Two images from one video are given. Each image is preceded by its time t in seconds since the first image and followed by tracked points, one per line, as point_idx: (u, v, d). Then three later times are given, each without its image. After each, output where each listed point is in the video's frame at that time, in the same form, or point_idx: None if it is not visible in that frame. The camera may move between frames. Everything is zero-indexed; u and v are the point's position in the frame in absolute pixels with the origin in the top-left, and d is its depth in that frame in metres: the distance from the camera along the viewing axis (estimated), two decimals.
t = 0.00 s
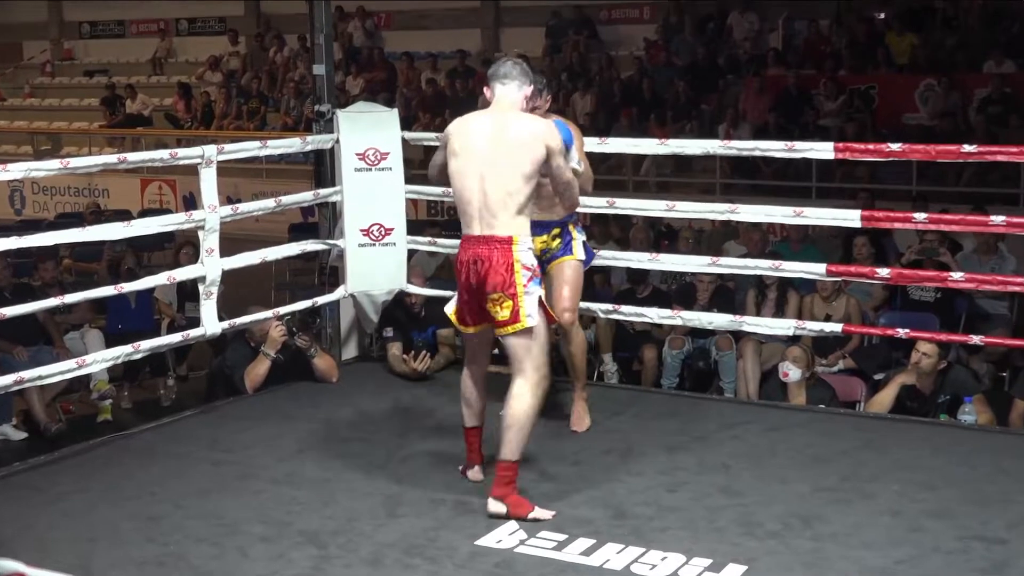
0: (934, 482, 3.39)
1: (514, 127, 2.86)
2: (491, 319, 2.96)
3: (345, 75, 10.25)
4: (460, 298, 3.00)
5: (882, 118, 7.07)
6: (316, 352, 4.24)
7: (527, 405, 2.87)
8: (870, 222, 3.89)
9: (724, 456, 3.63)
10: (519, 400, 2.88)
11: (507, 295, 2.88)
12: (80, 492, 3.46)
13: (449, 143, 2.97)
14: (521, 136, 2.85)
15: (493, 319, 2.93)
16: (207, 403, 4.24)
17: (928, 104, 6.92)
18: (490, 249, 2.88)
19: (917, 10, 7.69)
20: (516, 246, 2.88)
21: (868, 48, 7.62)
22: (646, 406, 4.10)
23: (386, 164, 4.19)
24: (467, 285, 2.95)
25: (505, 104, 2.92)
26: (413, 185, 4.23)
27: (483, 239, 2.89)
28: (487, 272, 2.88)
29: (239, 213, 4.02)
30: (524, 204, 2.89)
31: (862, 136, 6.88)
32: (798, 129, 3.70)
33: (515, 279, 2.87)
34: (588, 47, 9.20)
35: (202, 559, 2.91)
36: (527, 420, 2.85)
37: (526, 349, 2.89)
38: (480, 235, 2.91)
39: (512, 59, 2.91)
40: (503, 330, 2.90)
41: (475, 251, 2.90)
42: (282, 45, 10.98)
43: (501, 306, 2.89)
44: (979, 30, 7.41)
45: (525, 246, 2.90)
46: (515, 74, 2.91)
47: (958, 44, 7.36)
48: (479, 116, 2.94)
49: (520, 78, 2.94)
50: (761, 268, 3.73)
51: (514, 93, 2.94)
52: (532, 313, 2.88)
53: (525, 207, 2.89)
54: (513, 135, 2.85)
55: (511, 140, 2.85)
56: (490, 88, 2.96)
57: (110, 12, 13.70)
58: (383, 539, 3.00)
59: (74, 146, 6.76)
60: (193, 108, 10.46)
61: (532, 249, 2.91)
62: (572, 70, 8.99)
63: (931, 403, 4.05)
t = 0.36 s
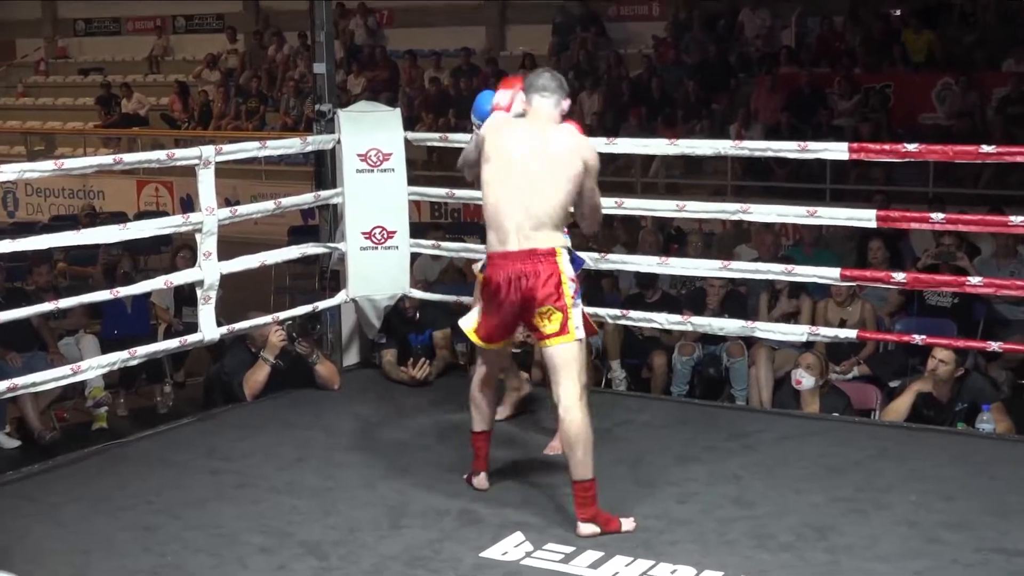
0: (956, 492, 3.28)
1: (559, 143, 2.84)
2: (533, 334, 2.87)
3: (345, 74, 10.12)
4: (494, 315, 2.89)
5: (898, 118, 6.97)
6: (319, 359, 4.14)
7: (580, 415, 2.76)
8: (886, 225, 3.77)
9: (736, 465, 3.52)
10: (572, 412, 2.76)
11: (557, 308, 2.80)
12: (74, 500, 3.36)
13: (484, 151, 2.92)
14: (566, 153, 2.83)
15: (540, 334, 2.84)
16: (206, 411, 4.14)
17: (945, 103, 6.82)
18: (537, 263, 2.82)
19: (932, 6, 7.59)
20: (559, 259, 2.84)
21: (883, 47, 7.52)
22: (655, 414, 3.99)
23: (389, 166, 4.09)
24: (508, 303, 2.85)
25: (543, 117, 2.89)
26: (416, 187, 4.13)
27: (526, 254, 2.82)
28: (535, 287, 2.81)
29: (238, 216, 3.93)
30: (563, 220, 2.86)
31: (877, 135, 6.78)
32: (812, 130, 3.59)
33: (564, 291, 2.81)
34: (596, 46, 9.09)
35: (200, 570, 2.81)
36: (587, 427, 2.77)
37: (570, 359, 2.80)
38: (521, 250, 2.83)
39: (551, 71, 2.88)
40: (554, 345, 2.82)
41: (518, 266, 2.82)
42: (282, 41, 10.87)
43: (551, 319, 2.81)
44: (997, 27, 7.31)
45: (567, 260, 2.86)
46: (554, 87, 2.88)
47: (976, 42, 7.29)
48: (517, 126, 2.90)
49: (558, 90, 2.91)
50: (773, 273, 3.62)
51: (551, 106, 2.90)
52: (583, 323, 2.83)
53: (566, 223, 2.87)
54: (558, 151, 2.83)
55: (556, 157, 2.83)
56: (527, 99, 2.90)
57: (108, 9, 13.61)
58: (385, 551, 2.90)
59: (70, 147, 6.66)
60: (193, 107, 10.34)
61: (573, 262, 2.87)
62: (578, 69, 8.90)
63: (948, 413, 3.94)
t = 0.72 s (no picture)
0: (967, 498, 3.27)
1: (537, 145, 2.90)
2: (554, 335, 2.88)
3: (356, 81, 10.14)
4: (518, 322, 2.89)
5: (909, 125, 6.96)
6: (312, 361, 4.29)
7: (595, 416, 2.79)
8: (897, 232, 3.77)
9: (747, 471, 3.52)
10: (586, 413, 2.80)
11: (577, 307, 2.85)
12: (85, 504, 3.37)
13: (466, 176, 2.90)
14: (549, 153, 2.90)
15: (563, 334, 2.86)
16: (216, 416, 4.16)
17: (956, 110, 6.82)
18: (557, 266, 2.85)
19: (943, 13, 7.59)
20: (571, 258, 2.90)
21: (894, 53, 7.53)
22: (665, 420, 3.99)
23: (399, 172, 4.10)
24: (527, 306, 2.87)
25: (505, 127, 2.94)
26: (426, 193, 4.13)
27: (545, 256, 2.85)
28: (556, 288, 2.84)
29: (249, 222, 3.94)
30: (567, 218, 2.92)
31: (887, 141, 6.78)
32: (824, 136, 3.59)
33: (582, 289, 2.87)
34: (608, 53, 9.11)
35: None
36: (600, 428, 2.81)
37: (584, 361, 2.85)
38: (539, 254, 2.85)
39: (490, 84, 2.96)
40: (571, 343, 2.85)
41: (538, 268, 2.85)
42: (293, 48, 10.91)
43: (575, 317, 2.85)
44: (1009, 33, 7.30)
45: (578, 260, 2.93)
46: (498, 99, 2.97)
47: (988, 49, 7.31)
48: (485, 148, 2.93)
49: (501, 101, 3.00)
50: (784, 279, 3.61)
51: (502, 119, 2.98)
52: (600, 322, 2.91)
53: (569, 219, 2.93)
54: (540, 153, 2.89)
55: (541, 158, 2.89)
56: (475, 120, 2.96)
57: (120, 15, 13.67)
58: (395, 557, 2.90)
59: (80, 153, 6.69)
60: (204, 113, 10.38)
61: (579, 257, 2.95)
62: (589, 75, 8.92)
63: (959, 419, 3.93)
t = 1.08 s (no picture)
0: (968, 499, 3.26)
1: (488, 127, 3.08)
2: (543, 291, 2.98)
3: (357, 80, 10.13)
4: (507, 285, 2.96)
5: (911, 126, 6.96)
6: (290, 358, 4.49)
7: (589, 371, 2.93)
8: (899, 232, 3.77)
9: (749, 471, 3.52)
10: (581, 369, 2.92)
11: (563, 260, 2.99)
12: (86, 504, 3.37)
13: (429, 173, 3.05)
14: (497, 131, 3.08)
15: (552, 289, 2.96)
16: (218, 417, 4.16)
17: (958, 110, 6.82)
18: (534, 224, 2.99)
19: (946, 13, 7.60)
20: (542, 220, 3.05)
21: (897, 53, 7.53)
22: (666, 421, 3.99)
23: (401, 172, 4.10)
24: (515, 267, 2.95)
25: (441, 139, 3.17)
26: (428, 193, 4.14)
27: (519, 220, 2.98)
28: (536, 246, 2.97)
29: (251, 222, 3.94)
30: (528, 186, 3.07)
31: (890, 142, 6.78)
32: (827, 136, 3.58)
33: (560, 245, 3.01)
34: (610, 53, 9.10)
35: None
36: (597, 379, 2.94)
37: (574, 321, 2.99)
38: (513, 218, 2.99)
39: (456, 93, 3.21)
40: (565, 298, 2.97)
41: (516, 230, 2.97)
42: (295, 48, 10.90)
43: (562, 270, 2.97)
44: (1011, 33, 7.30)
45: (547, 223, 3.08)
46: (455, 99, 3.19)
47: (990, 49, 7.31)
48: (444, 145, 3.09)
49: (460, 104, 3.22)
50: (787, 279, 3.61)
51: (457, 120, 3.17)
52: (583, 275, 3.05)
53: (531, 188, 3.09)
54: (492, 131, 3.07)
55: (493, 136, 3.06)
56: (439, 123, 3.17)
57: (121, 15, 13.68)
58: (397, 556, 2.90)
59: (83, 153, 6.70)
60: (205, 113, 10.37)
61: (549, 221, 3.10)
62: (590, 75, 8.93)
63: (962, 419, 3.94)
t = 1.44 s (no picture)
0: (971, 499, 3.26)
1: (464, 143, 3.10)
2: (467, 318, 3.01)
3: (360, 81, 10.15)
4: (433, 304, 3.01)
5: (914, 126, 6.97)
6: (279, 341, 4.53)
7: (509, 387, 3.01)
8: (902, 232, 3.76)
9: (751, 471, 3.52)
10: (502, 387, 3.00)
11: (489, 293, 2.98)
12: (89, 504, 3.37)
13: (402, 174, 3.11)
14: (472, 149, 3.09)
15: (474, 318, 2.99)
16: (221, 417, 4.17)
17: (962, 110, 6.82)
18: (474, 249, 2.98)
19: (950, 14, 7.60)
20: (488, 246, 3.02)
21: (900, 53, 7.53)
22: (669, 421, 3.99)
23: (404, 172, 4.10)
24: (443, 288, 2.99)
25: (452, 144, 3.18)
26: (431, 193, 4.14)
27: (457, 242, 2.98)
28: (468, 271, 2.96)
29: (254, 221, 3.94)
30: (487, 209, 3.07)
31: (893, 142, 6.79)
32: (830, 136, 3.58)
33: (494, 275, 2.99)
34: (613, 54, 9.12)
35: None
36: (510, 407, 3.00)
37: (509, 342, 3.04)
38: (453, 239, 2.99)
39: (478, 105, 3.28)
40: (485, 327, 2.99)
41: (452, 252, 2.97)
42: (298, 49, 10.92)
43: (485, 302, 2.97)
44: (1015, 34, 7.30)
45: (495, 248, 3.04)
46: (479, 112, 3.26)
47: (994, 49, 7.31)
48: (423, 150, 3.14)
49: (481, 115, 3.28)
50: (790, 279, 3.61)
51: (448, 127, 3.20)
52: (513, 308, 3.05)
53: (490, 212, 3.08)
54: (465, 148, 3.08)
55: (465, 152, 3.08)
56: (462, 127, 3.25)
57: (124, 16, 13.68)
58: (399, 557, 2.90)
59: (86, 154, 6.71)
60: (208, 114, 10.38)
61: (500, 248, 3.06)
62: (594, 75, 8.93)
63: (965, 420, 3.94)
